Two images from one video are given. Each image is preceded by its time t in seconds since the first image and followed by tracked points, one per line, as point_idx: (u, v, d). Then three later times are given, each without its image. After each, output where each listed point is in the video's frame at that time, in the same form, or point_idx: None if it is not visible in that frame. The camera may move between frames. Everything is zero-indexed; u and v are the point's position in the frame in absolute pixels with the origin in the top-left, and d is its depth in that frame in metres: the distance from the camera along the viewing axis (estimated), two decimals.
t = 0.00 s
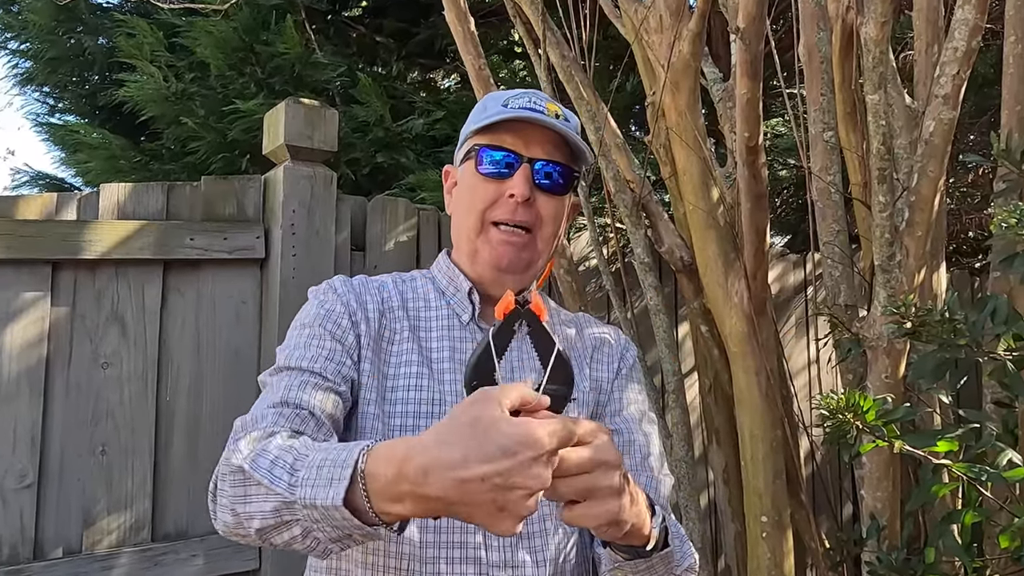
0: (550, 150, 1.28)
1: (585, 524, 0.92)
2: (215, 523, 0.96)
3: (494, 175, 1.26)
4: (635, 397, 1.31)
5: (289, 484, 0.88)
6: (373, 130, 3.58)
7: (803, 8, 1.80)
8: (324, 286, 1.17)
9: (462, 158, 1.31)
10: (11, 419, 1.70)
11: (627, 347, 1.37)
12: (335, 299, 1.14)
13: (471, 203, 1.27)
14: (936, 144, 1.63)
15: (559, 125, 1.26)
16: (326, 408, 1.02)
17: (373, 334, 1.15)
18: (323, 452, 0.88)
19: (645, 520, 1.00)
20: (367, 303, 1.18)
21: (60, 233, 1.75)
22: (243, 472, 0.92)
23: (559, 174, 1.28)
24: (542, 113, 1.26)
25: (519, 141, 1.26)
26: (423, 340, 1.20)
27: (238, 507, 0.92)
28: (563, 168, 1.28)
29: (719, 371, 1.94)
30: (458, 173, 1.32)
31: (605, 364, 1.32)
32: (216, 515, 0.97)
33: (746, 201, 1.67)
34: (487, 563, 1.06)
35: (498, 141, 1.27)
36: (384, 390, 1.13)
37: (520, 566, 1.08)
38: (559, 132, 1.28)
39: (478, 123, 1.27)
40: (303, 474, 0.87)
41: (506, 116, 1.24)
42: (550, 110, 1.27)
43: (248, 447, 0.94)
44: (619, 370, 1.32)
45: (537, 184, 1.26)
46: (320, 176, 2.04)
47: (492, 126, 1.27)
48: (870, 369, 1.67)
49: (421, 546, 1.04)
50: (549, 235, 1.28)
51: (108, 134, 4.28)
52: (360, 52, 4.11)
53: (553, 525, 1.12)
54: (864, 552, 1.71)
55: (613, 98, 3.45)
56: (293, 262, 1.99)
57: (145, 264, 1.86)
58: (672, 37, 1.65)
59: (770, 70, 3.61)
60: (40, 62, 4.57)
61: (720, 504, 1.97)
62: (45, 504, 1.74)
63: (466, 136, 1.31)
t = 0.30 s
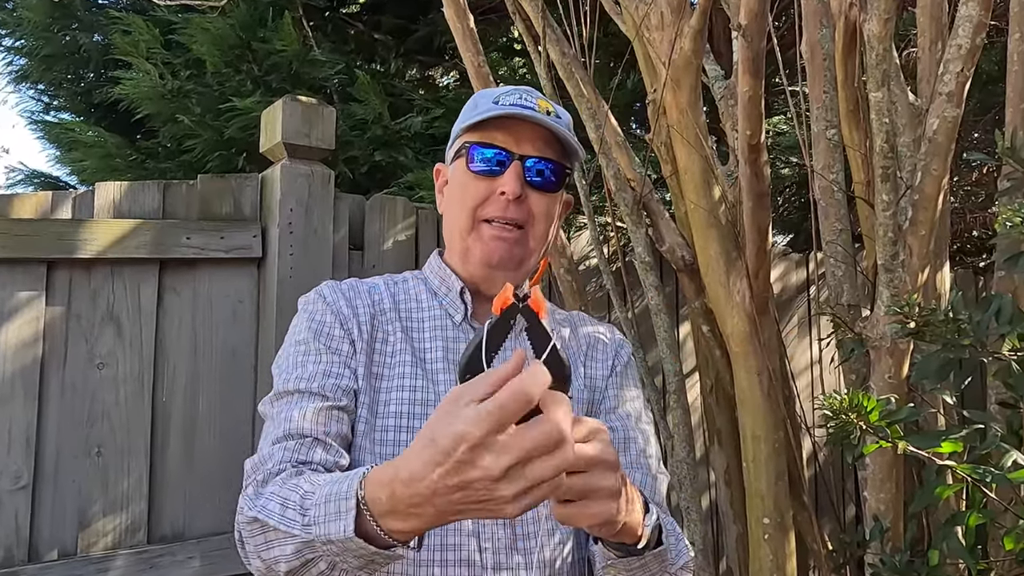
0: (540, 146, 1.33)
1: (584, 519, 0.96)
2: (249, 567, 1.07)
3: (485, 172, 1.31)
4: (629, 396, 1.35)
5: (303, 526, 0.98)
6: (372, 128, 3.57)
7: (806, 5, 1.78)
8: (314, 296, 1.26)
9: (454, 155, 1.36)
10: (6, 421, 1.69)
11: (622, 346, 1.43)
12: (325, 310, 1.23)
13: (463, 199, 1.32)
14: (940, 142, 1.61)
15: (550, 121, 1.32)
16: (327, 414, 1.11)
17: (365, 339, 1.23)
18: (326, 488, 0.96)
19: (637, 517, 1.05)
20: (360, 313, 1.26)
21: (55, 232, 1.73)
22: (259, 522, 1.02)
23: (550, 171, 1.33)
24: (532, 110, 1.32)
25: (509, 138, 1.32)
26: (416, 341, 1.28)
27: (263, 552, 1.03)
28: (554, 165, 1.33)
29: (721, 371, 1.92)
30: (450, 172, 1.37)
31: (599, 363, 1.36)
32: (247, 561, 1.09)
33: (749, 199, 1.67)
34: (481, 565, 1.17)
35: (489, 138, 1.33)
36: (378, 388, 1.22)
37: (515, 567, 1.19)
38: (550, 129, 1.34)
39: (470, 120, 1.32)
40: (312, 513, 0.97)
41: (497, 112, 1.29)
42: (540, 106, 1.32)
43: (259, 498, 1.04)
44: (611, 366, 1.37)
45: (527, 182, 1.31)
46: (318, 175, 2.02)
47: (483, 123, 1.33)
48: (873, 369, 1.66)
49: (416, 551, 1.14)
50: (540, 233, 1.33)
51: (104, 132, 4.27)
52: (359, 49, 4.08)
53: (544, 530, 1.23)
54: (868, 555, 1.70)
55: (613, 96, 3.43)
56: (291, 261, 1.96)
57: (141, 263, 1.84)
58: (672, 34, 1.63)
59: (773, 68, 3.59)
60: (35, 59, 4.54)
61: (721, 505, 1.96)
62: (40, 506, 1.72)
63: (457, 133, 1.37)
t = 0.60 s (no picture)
0: (540, 145, 1.34)
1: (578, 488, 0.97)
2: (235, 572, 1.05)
3: (484, 171, 1.31)
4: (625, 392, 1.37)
5: (293, 516, 0.97)
6: (371, 128, 3.57)
7: (806, 5, 1.78)
8: (303, 297, 1.27)
9: (453, 154, 1.36)
10: (6, 421, 1.68)
11: (619, 343, 1.45)
12: (315, 311, 1.24)
13: (462, 197, 1.32)
14: (941, 142, 1.61)
15: (550, 120, 1.32)
16: (315, 415, 1.12)
17: (356, 340, 1.25)
18: (318, 476, 0.97)
19: (630, 497, 1.06)
20: (351, 312, 1.27)
21: (56, 232, 1.73)
22: (247, 518, 1.01)
23: (549, 171, 1.33)
24: (532, 109, 1.32)
25: (509, 137, 1.33)
26: (408, 340, 1.29)
27: (250, 549, 1.02)
28: (553, 165, 1.34)
29: (721, 371, 1.92)
30: (449, 170, 1.37)
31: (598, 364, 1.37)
32: (233, 567, 1.07)
33: (749, 200, 1.66)
34: (475, 566, 1.17)
35: (488, 137, 1.33)
36: (369, 386, 1.22)
37: (509, 567, 1.20)
38: (550, 128, 1.34)
39: (470, 118, 1.33)
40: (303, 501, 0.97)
41: (497, 111, 1.30)
42: (540, 106, 1.32)
43: (248, 495, 1.04)
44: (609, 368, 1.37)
45: (526, 181, 1.31)
46: (318, 175, 2.02)
47: (483, 121, 1.33)
48: (873, 369, 1.66)
49: (407, 551, 1.14)
50: (538, 232, 1.33)
51: (104, 132, 4.26)
52: (359, 49, 4.08)
53: (538, 530, 1.23)
54: (869, 555, 1.70)
55: (614, 96, 3.43)
56: (291, 261, 1.96)
57: (141, 263, 1.84)
58: (672, 34, 1.62)
59: (773, 67, 3.59)
60: (35, 59, 4.54)
61: (721, 505, 1.96)
62: (40, 506, 1.72)
63: (457, 132, 1.37)
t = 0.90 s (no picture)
0: (537, 145, 1.34)
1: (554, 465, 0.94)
2: None
3: (481, 170, 1.31)
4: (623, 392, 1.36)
5: (298, 521, 0.98)
6: (371, 128, 3.57)
7: (806, 5, 1.78)
8: (303, 298, 1.27)
9: (452, 154, 1.37)
10: (6, 420, 1.68)
11: (617, 343, 1.45)
12: (316, 312, 1.24)
13: (459, 197, 1.31)
14: (941, 142, 1.61)
15: (547, 120, 1.32)
16: (319, 414, 1.12)
17: (358, 340, 1.25)
18: (319, 479, 0.97)
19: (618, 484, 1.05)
20: (352, 313, 1.27)
21: (55, 232, 1.73)
22: (253, 524, 1.02)
23: (547, 171, 1.33)
24: (530, 109, 1.32)
25: (507, 137, 1.33)
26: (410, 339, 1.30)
27: (258, 555, 1.02)
28: (551, 164, 1.33)
29: (721, 371, 1.93)
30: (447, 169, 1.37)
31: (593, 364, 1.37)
32: (242, 572, 1.07)
33: (749, 200, 1.66)
34: (470, 567, 1.17)
35: (486, 137, 1.33)
36: (370, 384, 1.23)
37: (505, 569, 1.20)
38: (548, 128, 1.34)
39: (468, 118, 1.33)
40: (306, 506, 0.97)
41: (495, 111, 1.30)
42: (539, 106, 1.32)
43: (253, 501, 1.04)
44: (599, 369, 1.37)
45: (523, 180, 1.31)
46: (318, 175, 2.02)
47: (481, 120, 1.33)
48: (873, 370, 1.65)
49: (403, 552, 1.14)
50: (534, 231, 1.33)
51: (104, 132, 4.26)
52: (359, 49, 4.08)
53: (536, 533, 1.23)
54: (868, 555, 1.70)
55: (614, 95, 3.43)
56: (291, 261, 1.96)
57: (140, 263, 1.84)
58: (672, 34, 1.62)
59: (773, 67, 3.59)
60: (35, 59, 4.54)
61: (721, 505, 1.96)
62: (40, 506, 1.72)
63: (455, 132, 1.37)
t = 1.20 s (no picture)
0: (539, 146, 1.33)
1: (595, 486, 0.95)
2: None
3: (482, 171, 1.31)
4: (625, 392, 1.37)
5: (259, 532, 0.98)
6: (371, 128, 3.57)
7: (806, 5, 1.78)
8: (298, 298, 1.27)
9: (452, 154, 1.36)
10: (6, 420, 1.69)
11: (619, 345, 1.44)
12: (307, 314, 1.23)
13: (460, 199, 1.32)
14: (941, 142, 1.61)
15: (548, 121, 1.32)
16: (296, 425, 1.11)
17: (349, 343, 1.24)
18: (281, 494, 0.97)
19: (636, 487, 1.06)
20: (346, 316, 1.27)
21: (56, 232, 1.73)
22: (217, 531, 1.02)
23: (548, 171, 1.32)
24: (532, 109, 1.32)
25: (508, 137, 1.32)
26: (406, 341, 1.29)
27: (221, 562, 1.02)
28: (552, 165, 1.33)
29: (720, 371, 1.93)
30: (447, 169, 1.37)
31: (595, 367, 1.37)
32: None
33: (748, 200, 1.67)
34: (471, 568, 1.17)
35: (487, 137, 1.33)
36: (365, 389, 1.22)
37: (507, 569, 1.20)
38: (549, 128, 1.34)
39: (469, 119, 1.33)
40: (268, 518, 0.98)
41: (496, 111, 1.30)
42: (540, 106, 1.32)
43: (219, 508, 1.04)
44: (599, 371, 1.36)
45: (525, 182, 1.31)
46: (318, 175, 2.02)
47: (482, 121, 1.33)
48: (873, 370, 1.66)
49: (404, 552, 1.14)
50: (537, 233, 1.33)
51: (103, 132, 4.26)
52: (359, 49, 4.08)
53: (538, 532, 1.23)
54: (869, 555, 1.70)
55: (614, 95, 3.43)
56: (291, 261, 1.96)
57: (141, 263, 1.84)
58: (672, 34, 1.62)
59: (773, 67, 3.59)
60: (35, 59, 4.54)
61: (721, 505, 1.96)
62: (40, 506, 1.72)
63: (455, 132, 1.37)
